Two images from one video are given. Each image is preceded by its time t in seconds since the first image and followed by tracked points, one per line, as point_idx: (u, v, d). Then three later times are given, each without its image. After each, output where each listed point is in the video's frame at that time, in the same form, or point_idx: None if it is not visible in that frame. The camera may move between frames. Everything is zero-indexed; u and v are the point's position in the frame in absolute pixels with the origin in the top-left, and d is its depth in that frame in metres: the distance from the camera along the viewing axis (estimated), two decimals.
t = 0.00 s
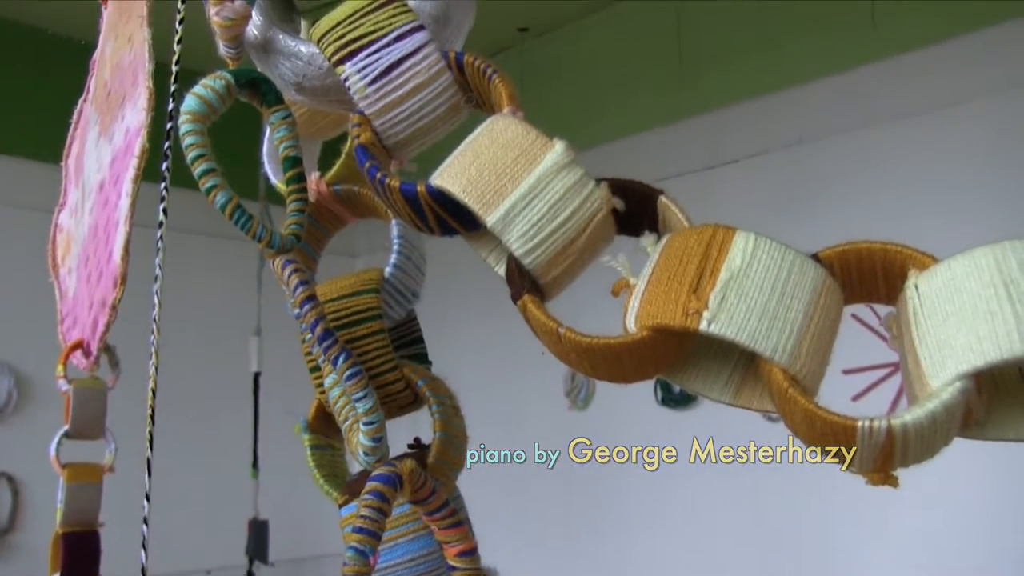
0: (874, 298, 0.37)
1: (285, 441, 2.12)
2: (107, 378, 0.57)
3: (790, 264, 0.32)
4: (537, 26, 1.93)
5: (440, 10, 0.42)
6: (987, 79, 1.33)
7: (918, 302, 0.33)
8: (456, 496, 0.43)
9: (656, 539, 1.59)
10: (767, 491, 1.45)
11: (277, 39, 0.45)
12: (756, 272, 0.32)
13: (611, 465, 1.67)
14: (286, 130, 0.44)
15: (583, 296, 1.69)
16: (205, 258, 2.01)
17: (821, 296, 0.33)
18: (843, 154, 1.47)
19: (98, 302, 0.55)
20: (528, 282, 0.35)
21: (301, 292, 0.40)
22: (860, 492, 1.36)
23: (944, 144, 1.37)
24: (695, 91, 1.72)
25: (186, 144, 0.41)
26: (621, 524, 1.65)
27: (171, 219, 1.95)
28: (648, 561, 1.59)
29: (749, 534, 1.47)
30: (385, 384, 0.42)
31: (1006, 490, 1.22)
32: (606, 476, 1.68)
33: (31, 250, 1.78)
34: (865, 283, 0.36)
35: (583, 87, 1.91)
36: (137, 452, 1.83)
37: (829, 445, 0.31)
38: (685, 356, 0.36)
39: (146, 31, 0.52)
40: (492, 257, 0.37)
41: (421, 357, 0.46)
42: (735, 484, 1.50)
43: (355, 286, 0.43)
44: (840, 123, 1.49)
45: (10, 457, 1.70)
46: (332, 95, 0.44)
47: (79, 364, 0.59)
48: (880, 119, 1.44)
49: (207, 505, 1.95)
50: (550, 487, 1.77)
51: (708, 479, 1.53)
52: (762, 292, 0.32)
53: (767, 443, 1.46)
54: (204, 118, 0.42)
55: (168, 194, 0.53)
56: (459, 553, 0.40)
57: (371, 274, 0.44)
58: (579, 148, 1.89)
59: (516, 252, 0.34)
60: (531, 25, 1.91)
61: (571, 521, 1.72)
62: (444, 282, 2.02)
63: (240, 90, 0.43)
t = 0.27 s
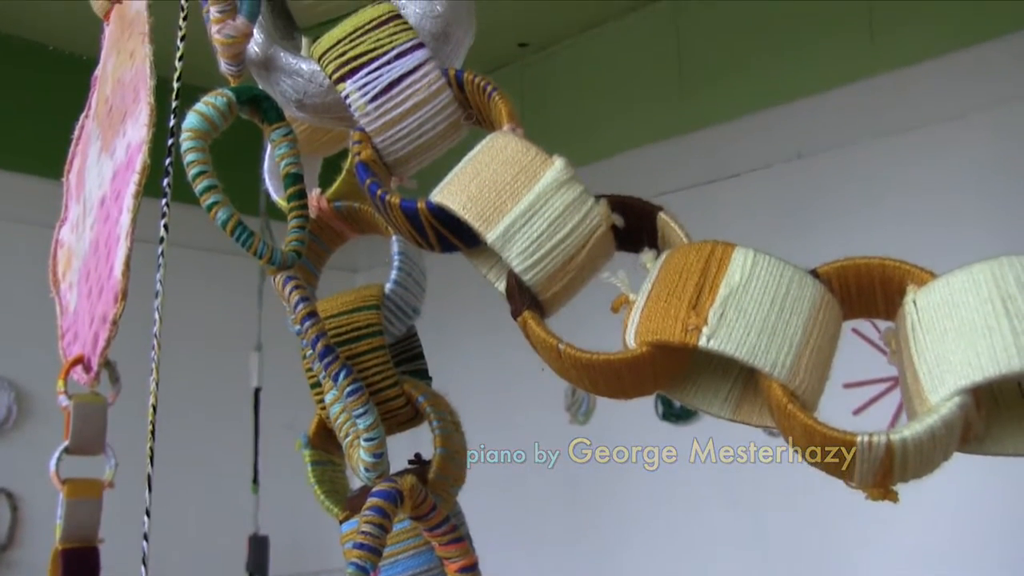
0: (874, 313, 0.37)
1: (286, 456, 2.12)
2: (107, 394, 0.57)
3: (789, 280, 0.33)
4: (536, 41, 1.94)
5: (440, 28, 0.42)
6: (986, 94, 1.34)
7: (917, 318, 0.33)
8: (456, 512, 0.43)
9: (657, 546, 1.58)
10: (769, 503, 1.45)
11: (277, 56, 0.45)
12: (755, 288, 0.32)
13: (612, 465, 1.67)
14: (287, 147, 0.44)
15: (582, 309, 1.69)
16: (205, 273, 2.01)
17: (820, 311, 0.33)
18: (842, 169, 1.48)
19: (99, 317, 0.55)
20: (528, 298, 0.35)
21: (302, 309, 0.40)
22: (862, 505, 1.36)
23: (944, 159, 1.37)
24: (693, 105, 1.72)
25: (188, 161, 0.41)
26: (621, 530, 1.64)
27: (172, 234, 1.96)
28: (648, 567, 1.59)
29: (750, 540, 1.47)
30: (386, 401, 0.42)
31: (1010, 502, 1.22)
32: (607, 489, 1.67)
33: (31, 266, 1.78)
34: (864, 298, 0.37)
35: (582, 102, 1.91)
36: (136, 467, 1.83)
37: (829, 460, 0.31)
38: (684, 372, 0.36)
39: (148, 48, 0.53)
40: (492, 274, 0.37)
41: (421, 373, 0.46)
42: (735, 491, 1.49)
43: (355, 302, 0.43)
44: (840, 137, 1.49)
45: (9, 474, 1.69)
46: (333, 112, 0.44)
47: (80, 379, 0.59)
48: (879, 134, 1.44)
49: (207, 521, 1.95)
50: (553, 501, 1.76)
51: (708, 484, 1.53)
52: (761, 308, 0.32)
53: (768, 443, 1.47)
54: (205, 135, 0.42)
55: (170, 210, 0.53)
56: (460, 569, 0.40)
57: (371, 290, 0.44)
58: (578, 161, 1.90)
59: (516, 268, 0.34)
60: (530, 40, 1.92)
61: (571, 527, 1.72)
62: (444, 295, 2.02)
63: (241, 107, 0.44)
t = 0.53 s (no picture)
0: (873, 327, 0.37)
1: (286, 472, 2.11)
2: (106, 409, 0.57)
3: (788, 294, 0.33)
4: (535, 56, 1.96)
5: (440, 44, 0.42)
6: (985, 106, 1.35)
7: (915, 332, 0.33)
8: (457, 527, 0.43)
9: (657, 560, 1.58)
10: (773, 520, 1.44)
11: (278, 73, 0.45)
12: (754, 303, 0.32)
13: (613, 477, 1.67)
14: (287, 163, 0.44)
15: (582, 323, 1.69)
16: (206, 287, 2.02)
17: (819, 326, 0.33)
18: (842, 182, 1.48)
19: (99, 331, 0.55)
20: (528, 313, 0.35)
21: (303, 324, 0.40)
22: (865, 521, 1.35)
23: (943, 171, 1.38)
24: (692, 120, 1.74)
25: (189, 177, 0.41)
26: (622, 542, 1.63)
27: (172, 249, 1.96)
28: None
29: (752, 554, 1.45)
30: (386, 416, 0.42)
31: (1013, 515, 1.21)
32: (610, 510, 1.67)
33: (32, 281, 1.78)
34: (862, 312, 0.37)
35: (580, 116, 1.93)
36: (136, 481, 1.82)
37: (829, 474, 0.31)
38: (684, 387, 0.36)
39: (149, 63, 0.53)
40: (492, 289, 0.37)
41: (421, 389, 0.46)
42: (735, 504, 1.49)
43: (356, 317, 0.43)
44: (839, 151, 1.50)
45: (8, 488, 1.69)
46: (333, 128, 0.44)
47: (79, 395, 0.59)
48: (879, 147, 1.45)
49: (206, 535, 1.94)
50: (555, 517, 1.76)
51: (708, 497, 1.52)
52: (760, 322, 0.32)
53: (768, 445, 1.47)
54: (206, 151, 0.42)
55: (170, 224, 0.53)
56: None
57: (372, 305, 0.45)
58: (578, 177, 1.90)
59: (516, 284, 0.35)
60: (531, 54, 1.94)
61: (572, 542, 1.71)
62: (444, 309, 2.02)
63: (242, 123, 0.44)
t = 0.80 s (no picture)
0: (871, 342, 0.37)
1: (285, 487, 2.11)
2: (106, 423, 0.57)
3: (786, 310, 0.33)
4: (535, 70, 1.98)
5: (440, 61, 0.43)
6: (982, 118, 1.36)
7: (914, 346, 0.34)
8: (457, 543, 0.43)
9: None
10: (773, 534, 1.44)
11: (279, 89, 0.45)
12: (753, 318, 0.32)
13: (613, 491, 1.66)
14: (288, 179, 0.44)
15: (582, 336, 1.70)
16: (207, 301, 2.02)
17: (818, 340, 0.33)
18: (842, 195, 1.49)
19: (99, 346, 0.55)
20: (528, 329, 0.36)
21: (303, 339, 0.40)
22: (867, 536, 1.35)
23: (942, 183, 1.38)
24: (692, 134, 1.75)
25: (190, 193, 0.41)
26: (623, 556, 1.63)
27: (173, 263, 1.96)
28: None
29: (754, 566, 1.45)
30: (386, 431, 0.42)
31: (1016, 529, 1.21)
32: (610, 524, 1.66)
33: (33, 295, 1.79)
34: (861, 327, 0.37)
35: (579, 130, 1.95)
36: (135, 496, 1.82)
37: (829, 489, 0.31)
38: (683, 402, 0.36)
39: (151, 78, 0.53)
40: (492, 304, 0.37)
41: (422, 404, 0.46)
42: (737, 517, 1.48)
43: (357, 332, 0.44)
44: (838, 164, 1.50)
45: (7, 503, 1.69)
46: (334, 144, 0.44)
47: (79, 409, 0.58)
48: (878, 160, 1.45)
49: (205, 550, 1.93)
50: (555, 532, 1.75)
51: (709, 510, 1.52)
52: (759, 337, 0.32)
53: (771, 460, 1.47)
54: (207, 167, 0.42)
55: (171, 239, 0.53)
56: None
57: (372, 320, 0.45)
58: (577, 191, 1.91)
59: (516, 299, 0.35)
60: (529, 69, 1.97)
61: (573, 557, 1.70)
62: (444, 323, 2.02)
63: (243, 139, 0.44)
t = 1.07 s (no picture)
0: (870, 356, 0.37)
1: (285, 502, 2.10)
2: (106, 438, 0.56)
3: (785, 324, 0.33)
4: (535, 85, 2.00)
5: (440, 76, 0.43)
6: (981, 131, 1.36)
7: (913, 360, 0.34)
8: (457, 558, 0.43)
9: None
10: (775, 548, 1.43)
11: (279, 105, 0.45)
12: (752, 333, 0.32)
13: (614, 504, 1.66)
14: (289, 195, 0.44)
15: (582, 349, 1.70)
16: (207, 315, 2.02)
17: (817, 355, 0.33)
18: (842, 207, 1.49)
19: (99, 360, 0.55)
20: (528, 344, 0.36)
21: (303, 354, 0.41)
22: (869, 550, 1.34)
23: (942, 196, 1.38)
24: (692, 148, 1.76)
25: (190, 208, 0.41)
26: (623, 571, 1.62)
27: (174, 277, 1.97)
28: None
29: None
30: (386, 445, 0.42)
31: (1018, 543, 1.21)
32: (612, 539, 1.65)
33: (33, 309, 1.79)
34: (860, 341, 0.37)
35: (579, 144, 1.96)
36: (134, 510, 1.81)
37: (829, 504, 0.31)
38: (683, 417, 0.36)
39: (152, 93, 0.53)
40: (492, 319, 0.37)
41: (422, 419, 0.46)
42: (738, 531, 1.48)
43: (357, 347, 0.44)
44: (837, 177, 1.51)
45: (6, 517, 1.68)
46: (334, 159, 0.44)
47: (79, 423, 0.58)
48: (877, 173, 1.46)
49: (204, 565, 1.92)
50: (555, 547, 1.74)
51: (710, 524, 1.52)
52: (758, 352, 0.32)
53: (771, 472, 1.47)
54: (209, 182, 0.42)
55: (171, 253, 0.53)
56: None
57: (372, 335, 0.45)
58: (576, 204, 1.92)
59: (515, 314, 0.35)
60: (529, 84, 1.98)
61: (573, 571, 1.70)
62: (445, 336, 2.02)
63: (244, 154, 0.44)
